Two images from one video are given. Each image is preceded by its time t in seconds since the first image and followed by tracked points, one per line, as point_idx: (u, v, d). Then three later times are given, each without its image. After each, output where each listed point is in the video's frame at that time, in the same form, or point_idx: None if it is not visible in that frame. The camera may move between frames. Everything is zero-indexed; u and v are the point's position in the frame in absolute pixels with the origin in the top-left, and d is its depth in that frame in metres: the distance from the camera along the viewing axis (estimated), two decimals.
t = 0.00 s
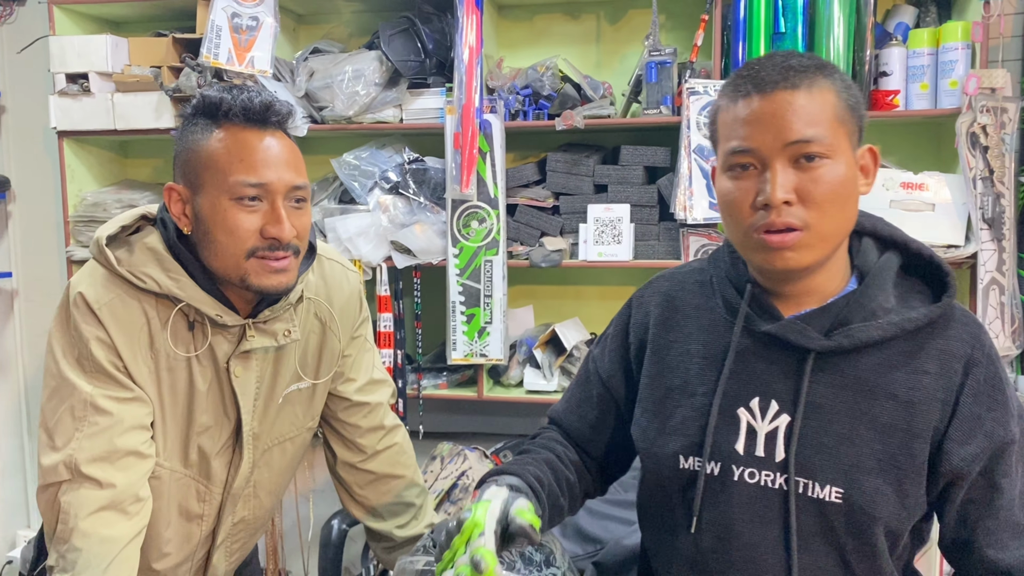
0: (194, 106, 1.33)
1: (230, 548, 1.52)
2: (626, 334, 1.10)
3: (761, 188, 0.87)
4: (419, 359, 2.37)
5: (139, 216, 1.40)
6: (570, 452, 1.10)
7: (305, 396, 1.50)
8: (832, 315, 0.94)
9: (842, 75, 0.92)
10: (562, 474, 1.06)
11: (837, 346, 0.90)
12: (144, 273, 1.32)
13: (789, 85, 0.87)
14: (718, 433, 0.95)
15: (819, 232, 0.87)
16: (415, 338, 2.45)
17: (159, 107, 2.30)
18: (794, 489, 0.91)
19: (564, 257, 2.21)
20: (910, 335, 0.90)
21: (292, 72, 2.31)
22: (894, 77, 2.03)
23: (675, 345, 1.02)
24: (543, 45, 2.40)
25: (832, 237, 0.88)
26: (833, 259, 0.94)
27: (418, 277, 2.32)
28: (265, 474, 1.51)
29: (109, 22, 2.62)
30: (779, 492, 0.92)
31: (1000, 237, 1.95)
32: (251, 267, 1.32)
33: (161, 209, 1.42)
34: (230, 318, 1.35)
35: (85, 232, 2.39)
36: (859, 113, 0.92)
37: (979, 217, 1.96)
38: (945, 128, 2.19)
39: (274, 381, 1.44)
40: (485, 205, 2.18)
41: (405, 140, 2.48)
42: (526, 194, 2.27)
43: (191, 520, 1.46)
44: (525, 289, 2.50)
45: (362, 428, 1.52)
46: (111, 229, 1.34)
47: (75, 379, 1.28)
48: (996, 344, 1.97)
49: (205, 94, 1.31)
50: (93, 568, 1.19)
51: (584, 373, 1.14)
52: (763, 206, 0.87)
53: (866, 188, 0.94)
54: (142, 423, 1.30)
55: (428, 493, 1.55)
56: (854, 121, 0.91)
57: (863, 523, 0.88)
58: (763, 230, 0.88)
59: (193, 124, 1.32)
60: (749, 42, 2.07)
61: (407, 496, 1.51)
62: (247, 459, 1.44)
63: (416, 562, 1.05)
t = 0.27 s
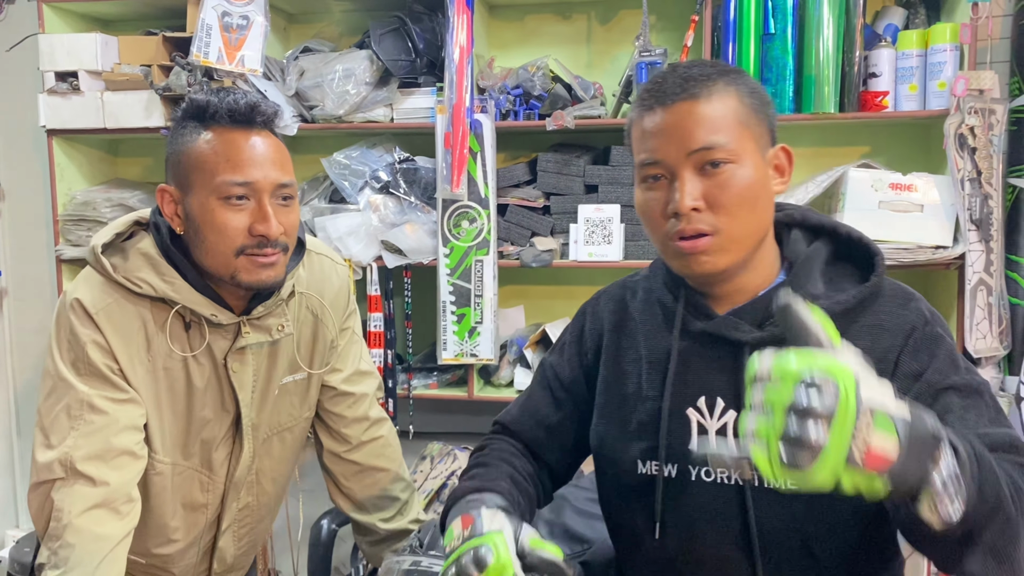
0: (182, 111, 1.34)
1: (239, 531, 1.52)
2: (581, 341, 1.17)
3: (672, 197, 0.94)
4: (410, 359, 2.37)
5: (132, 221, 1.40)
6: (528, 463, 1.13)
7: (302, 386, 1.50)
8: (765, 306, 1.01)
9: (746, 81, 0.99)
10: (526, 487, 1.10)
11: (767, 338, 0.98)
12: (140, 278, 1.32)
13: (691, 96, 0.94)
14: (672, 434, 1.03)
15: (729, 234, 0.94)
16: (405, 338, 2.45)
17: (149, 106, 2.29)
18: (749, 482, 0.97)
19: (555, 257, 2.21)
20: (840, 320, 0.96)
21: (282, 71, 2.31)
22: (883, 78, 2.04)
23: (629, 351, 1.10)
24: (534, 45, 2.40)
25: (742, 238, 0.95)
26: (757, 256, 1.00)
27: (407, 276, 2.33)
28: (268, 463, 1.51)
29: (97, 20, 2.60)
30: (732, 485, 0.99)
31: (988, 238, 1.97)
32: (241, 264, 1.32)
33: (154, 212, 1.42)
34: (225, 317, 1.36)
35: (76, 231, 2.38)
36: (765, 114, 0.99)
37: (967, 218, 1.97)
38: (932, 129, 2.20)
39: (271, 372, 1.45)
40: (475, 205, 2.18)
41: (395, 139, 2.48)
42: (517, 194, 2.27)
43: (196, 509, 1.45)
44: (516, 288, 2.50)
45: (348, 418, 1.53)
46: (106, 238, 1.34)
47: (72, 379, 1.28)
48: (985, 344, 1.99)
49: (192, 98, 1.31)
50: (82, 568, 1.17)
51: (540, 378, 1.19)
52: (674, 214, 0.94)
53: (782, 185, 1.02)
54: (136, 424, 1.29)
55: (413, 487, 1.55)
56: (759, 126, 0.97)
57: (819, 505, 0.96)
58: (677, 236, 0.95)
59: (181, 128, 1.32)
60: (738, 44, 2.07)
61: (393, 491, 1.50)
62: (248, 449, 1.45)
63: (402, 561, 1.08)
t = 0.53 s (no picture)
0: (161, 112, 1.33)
1: (222, 529, 1.52)
2: (541, 348, 1.22)
3: (602, 214, 0.96)
4: (399, 359, 2.38)
5: (112, 222, 1.39)
6: (498, 467, 1.17)
7: (281, 383, 1.51)
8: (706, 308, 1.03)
9: (669, 95, 1.02)
10: (500, 494, 1.13)
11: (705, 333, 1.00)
12: (123, 277, 1.33)
13: (613, 115, 0.96)
14: (624, 436, 1.06)
15: (660, 247, 0.96)
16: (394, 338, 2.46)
17: (138, 105, 2.28)
18: (699, 478, 1.00)
19: (544, 257, 2.22)
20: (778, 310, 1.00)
21: (272, 70, 2.31)
22: (870, 80, 2.06)
23: (583, 355, 1.14)
24: (523, 46, 2.41)
25: (673, 251, 0.96)
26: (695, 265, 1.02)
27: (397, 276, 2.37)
28: (249, 460, 1.50)
29: (86, 20, 2.59)
30: (684, 481, 1.01)
31: (974, 239, 1.98)
32: (221, 265, 1.32)
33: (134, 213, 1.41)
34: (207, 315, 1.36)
35: (63, 230, 2.37)
36: (689, 126, 1.02)
37: (954, 220, 1.97)
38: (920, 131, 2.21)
39: (250, 369, 1.45)
40: (465, 205, 2.18)
41: (385, 139, 2.47)
42: (507, 195, 2.26)
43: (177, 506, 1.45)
44: (505, 289, 2.50)
45: (329, 414, 1.53)
46: (88, 238, 1.34)
47: (53, 381, 1.28)
48: (971, 344, 2.00)
49: (172, 99, 1.31)
50: (64, 565, 1.18)
51: (502, 382, 1.23)
52: (606, 231, 0.95)
53: (712, 194, 1.04)
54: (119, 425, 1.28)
55: (398, 483, 1.54)
56: (683, 139, 1.00)
57: (771, 498, 0.98)
58: (610, 252, 0.96)
59: (161, 130, 1.31)
60: (728, 46, 2.09)
61: (377, 486, 1.50)
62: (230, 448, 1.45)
63: (379, 564, 1.08)
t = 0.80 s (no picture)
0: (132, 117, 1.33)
1: (189, 533, 1.52)
2: (523, 349, 1.24)
3: (570, 221, 0.96)
4: (387, 360, 2.37)
5: (80, 225, 1.38)
6: (482, 466, 1.18)
7: (250, 389, 1.49)
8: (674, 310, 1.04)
9: (637, 101, 1.03)
10: (483, 492, 1.14)
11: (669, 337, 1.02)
12: (87, 282, 1.33)
13: (579, 122, 0.97)
14: (597, 438, 1.08)
15: (627, 253, 0.97)
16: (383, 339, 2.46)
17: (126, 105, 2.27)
18: (669, 480, 1.02)
19: (533, 258, 2.22)
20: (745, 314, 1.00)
21: (260, 70, 2.31)
22: (857, 82, 2.07)
23: (561, 356, 1.16)
24: (513, 47, 2.41)
25: (640, 257, 0.98)
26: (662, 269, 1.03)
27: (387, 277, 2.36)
28: (217, 466, 1.51)
29: (74, 19, 2.59)
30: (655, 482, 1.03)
31: (959, 241, 1.99)
32: (186, 270, 1.32)
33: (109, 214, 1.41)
34: (171, 322, 1.37)
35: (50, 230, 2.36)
36: (656, 132, 1.03)
37: (940, 221, 1.98)
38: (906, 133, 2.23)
39: (217, 376, 1.45)
40: (454, 206, 2.18)
41: (374, 140, 2.47)
42: (496, 196, 2.27)
43: (144, 512, 1.46)
44: (493, 289, 2.51)
45: (306, 420, 1.52)
46: (52, 242, 1.34)
47: (26, 382, 1.26)
48: (956, 345, 2.02)
49: (141, 104, 1.31)
50: (46, 564, 1.17)
51: (486, 384, 1.25)
52: (573, 237, 0.96)
53: (680, 198, 1.05)
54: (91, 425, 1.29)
55: (381, 488, 1.53)
56: (651, 145, 1.00)
57: (739, 500, 0.99)
58: (578, 258, 0.97)
59: (130, 135, 1.32)
60: (715, 48, 2.09)
61: (358, 491, 1.50)
62: (197, 452, 1.45)
63: (366, 564, 1.07)
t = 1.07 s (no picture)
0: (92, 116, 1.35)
1: (157, 538, 1.50)
2: (512, 351, 1.24)
3: (554, 226, 0.97)
4: (377, 360, 2.37)
5: (41, 226, 1.40)
6: (470, 467, 1.18)
7: (219, 395, 1.50)
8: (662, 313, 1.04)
9: (621, 104, 1.03)
10: (470, 493, 1.14)
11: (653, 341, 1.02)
12: (41, 282, 1.32)
13: (563, 127, 0.97)
14: (583, 443, 1.08)
15: (611, 258, 0.97)
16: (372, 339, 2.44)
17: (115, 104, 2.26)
18: (656, 485, 1.02)
19: (524, 258, 2.22)
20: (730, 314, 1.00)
21: (250, 70, 2.30)
22: (846, 83, 2.07)
23: (548, 359, 1.16)
24: (504, 48, 2.41)
25: (625, 262, 0.98)
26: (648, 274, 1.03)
27: (378, 278, 2.32)
28: (185, 471, 1.50)
29: (64, 17, 2.58)
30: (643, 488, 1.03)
31: (946, 242, 2.00)
32: (125, 268, 1.31)
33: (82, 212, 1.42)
34: (125, 324, 1.36)
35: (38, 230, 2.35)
36: (641, 135, 1.03)
37: (927, 222, 1.99)
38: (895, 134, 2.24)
39: (178, 381, 1.45)
40: (444, 206, 2.18)
41: (364, 140, 2.47)
42: (486, 196, 2.26)
43: (109, 515, 1.45)
44: (484, 289, 2.51)
45: (285, 425, 1.52)
46: (11, 242, 1.36)
47: None
48: (944, 346, 2.03)
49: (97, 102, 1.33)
50: (20, 562, 1.15)
51: (474, 385, 1.25)
52: (557, 242, 0.96)
53: (666, 202, 1.05)
54: (55, 422, 1.30)
55: (362, 487, 1.55)
56: (636, 149, 1.00)
57: (724, 502, 0.99)
58: (562, 263, 0.98)
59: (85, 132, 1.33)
60: (705, 48, 2.10)
61: (341, 493, 1.51)
62: (161, 450, 1.44)
63: (354, 565, 1.06)
